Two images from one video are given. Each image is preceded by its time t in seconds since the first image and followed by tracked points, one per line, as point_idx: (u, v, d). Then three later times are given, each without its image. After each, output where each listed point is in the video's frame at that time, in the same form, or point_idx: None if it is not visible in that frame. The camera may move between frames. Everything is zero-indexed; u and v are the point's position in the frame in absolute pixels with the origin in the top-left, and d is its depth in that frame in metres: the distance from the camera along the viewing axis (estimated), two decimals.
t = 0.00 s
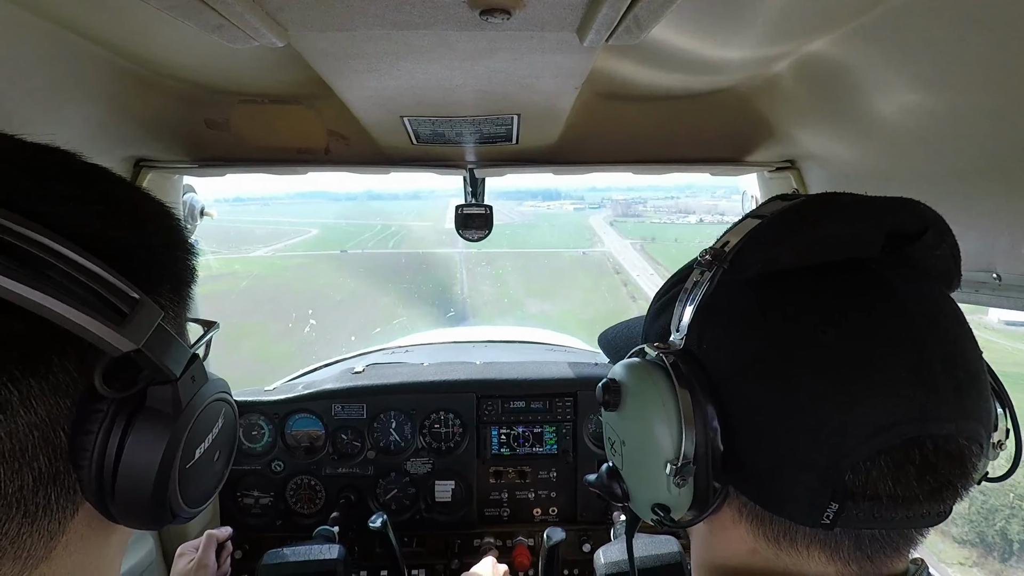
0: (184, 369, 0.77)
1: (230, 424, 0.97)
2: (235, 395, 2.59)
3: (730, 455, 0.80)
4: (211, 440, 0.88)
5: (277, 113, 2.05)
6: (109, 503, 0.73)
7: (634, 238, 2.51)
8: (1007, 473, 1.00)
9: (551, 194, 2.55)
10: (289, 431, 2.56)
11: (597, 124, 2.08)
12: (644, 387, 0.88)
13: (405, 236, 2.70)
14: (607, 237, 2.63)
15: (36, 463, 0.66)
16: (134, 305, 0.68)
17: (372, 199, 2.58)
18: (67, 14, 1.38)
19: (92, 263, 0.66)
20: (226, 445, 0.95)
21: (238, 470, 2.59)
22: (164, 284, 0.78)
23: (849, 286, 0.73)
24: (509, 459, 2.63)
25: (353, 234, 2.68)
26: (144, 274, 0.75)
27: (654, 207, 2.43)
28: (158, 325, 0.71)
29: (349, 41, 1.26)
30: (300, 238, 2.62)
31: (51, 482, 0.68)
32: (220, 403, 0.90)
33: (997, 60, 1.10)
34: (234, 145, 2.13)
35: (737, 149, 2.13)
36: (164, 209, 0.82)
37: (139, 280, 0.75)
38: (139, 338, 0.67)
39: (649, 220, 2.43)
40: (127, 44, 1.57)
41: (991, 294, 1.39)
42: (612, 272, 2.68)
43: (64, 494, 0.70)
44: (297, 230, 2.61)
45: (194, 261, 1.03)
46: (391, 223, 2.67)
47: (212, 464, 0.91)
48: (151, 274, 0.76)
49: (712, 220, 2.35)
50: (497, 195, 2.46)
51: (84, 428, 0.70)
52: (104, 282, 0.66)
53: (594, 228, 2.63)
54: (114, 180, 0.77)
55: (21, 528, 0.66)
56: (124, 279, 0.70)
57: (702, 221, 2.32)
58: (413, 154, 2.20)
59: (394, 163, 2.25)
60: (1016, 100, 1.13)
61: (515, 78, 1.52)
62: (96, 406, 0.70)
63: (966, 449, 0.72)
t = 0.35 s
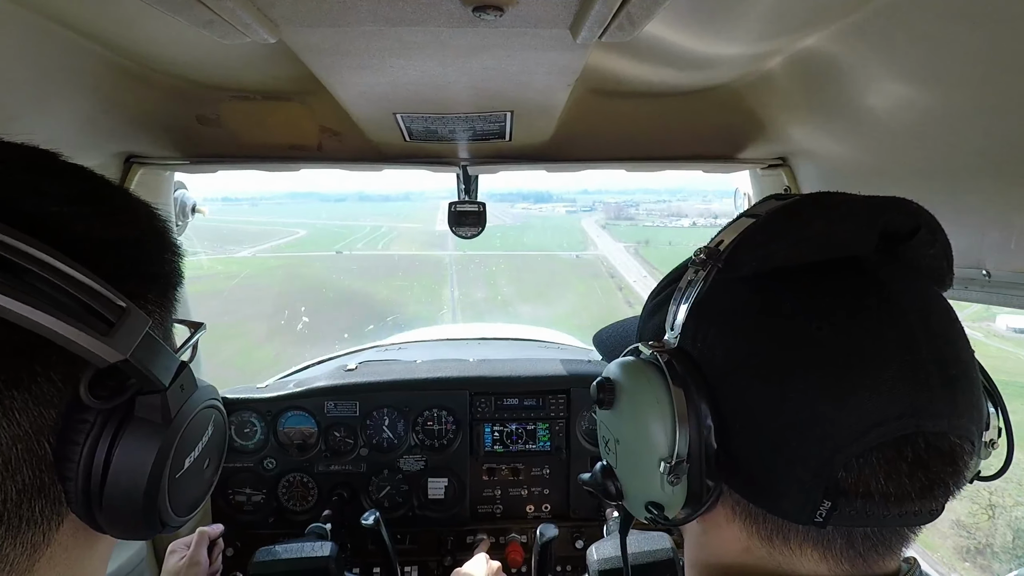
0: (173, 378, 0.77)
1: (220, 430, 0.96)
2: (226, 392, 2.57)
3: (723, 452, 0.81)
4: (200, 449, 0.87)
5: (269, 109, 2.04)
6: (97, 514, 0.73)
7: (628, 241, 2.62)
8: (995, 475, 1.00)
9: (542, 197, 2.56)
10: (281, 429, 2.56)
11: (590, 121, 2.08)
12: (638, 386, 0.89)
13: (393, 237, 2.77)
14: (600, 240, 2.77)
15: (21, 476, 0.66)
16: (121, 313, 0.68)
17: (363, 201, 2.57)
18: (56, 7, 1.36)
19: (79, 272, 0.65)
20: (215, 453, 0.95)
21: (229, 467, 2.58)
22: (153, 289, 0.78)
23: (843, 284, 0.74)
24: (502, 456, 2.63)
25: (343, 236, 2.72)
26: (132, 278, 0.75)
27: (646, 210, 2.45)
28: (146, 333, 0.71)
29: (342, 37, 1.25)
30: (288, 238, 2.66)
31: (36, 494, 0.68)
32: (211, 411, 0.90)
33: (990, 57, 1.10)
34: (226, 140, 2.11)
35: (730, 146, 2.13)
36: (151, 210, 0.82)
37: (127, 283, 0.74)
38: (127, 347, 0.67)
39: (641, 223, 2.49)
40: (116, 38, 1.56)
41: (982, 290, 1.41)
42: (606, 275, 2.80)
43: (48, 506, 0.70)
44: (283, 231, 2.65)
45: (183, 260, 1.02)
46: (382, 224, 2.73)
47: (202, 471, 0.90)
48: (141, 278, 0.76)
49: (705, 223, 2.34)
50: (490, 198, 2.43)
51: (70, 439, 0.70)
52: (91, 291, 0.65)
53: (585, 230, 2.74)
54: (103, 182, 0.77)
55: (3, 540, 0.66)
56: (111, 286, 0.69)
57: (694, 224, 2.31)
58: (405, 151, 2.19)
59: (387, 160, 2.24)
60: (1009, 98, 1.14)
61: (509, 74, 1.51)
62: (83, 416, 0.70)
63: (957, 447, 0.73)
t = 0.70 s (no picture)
0: (164, 386, 0.76)
1: (212, 436, 0.95)
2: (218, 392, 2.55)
3: (711, 452, 0.81)
4: (192, 455, 0.87)
5: (261, 108, 2.03)
6: (85, 524, 0.72)
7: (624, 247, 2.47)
8: (979, 470, 1.01)
9: (538, 204, 2.57)
10: (273, 429, 2.54)
11: (584, 120, 2.08)
12: (626, 388, 0.88)
13: (389, 241, 2.78)
14: (597, 246, 2.66)
15: (7, 485, 0.65)
16: (110, 320, 0.67)
17: (357, 207, 2.58)
18: (46, 5, 1.35)
19: (67, 277, 0.65)
20: (208, 457, 0.94)
21: (221, 468, 2.56)
22: (142, 293, 0.78)
23: (827, 285, 0.75)
24: (495, 457, 2.63)
25: (334, 240, 2.70)
26: (121, 281, 0.75)
27: (643, 216, 2.38)
28: (136, 338, 0.71)
29: (334, 36, 1.25)
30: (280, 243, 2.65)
31: (24, 504, 0.67)
32: (203, 417, 0.90)
33: (980, 58, 1.11)
34: (218, 139, 2.10)
35: (722, 146, 2.14)
36: (138, 213, 0.81)
37: (116, 287, 0.74)
38: (115, 357, 0.67)
39: (639, 229, 2.38)
40: (106, 36, 1.54)
41: (971, 291, 1.42)
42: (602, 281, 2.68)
43: (37, 516, 0.69)
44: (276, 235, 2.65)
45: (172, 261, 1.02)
46: (374, 228, 2.68)
47: (194, 478, 0.90)
48: (130, 282, 0.76)
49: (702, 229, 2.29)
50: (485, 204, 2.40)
51: (57, 448, 0.69)
52: (79, 298, 0.65)
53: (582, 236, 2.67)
54: (93, 184, 0.76)
55: None
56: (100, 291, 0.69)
57: (692, 229, 2.26)
58: (397, 150, 2.18)
59: (380, 160, 2.23)
60: (998, 99, 1.15)
61: (502, 74, 1.51)
62: (71, 424, 0.69)
63: (940, 446, 0.74)
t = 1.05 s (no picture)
0: (156, 387, 0.76)
1: (205, 438, 0.95)
2: (213, 395, 2.54)
3: (715, 462, 0.79)
4: (184, 456, 0.87)
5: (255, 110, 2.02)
6: (77, 526, 0.72)
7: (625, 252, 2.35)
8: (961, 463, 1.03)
9: (537, 206, 2.54)
10: (267, 431, 2.53)
11: (579, 121, 2.09)
12: (627, 399, 0.85)
13: (385, 244, 2.69)
14: (598, 251, 2.54)
15: None
16: (101, 321, 0.67)
17: (355, 210, 2.58)
18: (37, 6, 1.34)
19: (59, 278, 0.64)
20: (201, 459, 0.94)
21: (215, 471, 2.54)
22: (134, 294, 0.77)
23: (818, 287, 0.75)
24: (489, 458, 2.62)
25: (330, 243, 2.68)
26: (113, 283, 0.74)
27: (642, 220, 2.33)
28: (128, 340, 0.70)
29: (328, 38, 1.24)
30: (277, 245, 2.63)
31: (14, 506, 0.66)
32: (195, 417, 0.89)
33: (972, 59, 1.12)
34: (212, 139, 2.09)
35: (717, 148, 2.15)
36: (132, 213, 0.81)
37: (108, 289, 0.73)
38: (107, 356, 0.66)
39: (638, 233, 2.30)
40: (99, 37, 1.54)
41: (962, 293, 1.41)
42: (604, 288, 2.53)
43: (27, 518, 0.69)
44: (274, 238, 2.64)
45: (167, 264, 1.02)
46: (371, 231, 2.67)
47: (187, 479, 0.90)
48: (122, 284, 0.75)
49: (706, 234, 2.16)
50: (481, 207, 2.40)
51: (49, 450, 0.68)
52: (71, 299, 0.64)
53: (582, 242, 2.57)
54: (87, 185, 0.76)
55: None
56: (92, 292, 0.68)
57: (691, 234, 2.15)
58: (391, 152, 2.17)
59: (375, 162, 2.23)
60: (989, 101, 1.16)
61: (497, 76, 1.51)
62: (62, 425, 0.69)
63: (934, 437, 0.76)
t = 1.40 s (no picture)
0: (145, 388, 0.76)
1: (196, 438, 0.95)
2: (208, 397, 2.54)
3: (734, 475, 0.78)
4: (175, 458, 0.86)
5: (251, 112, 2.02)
6: (65, 528, 0.72)
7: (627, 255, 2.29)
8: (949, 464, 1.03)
9: (539, 209, 2.54)
10: (263, 435, 2.52)
11: (575, 123, 2.09)
12: (643, 422, 0.79)
13: (384, 247, 2.65)
14: (603, 255, 2.46)
15: None
16: (88, 322, 0.67)
17: (355, 213, 2.56)
18: (32, 8, 1.33)
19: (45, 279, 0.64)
20: (191, 462, 0.93)
21: (209, 474, 2.53)
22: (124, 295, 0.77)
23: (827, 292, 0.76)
24: (486, 461, 2.62)
25: (327, 244, 2.62)
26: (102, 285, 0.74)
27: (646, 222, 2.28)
28: (115, 341, 0.70)
29: (324, 41, 1.25)
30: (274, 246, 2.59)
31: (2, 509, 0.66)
32: (185, 419, 0.88)
33: (966, 62, 1.13)
34: (207, 142, 2.08)
35: (713, 151, 2.15)
36: (122, 214, 0.81)
37: (100, 289, 0.74)
38: (94, 357, 0.66)
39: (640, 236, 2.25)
40: (94, 39, 1.53)
41: (959, 295, 1.43)
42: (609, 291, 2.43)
43: (16, 521, 0.68)
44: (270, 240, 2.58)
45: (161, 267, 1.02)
46: (371, 233, 2.59)
47: (177, 482, 0.89)
48: (110, 284, 0.75)
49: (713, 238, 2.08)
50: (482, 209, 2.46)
51: (36, 452, 0.68)
52: (57, 300, 0.64)
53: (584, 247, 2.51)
54: (78, 186, 0.76)
55: None
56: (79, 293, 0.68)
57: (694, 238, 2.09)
58: (387, 154, 2.17)
59: (371, 164, 2.24)
60: (982, 104, 1.17)
61: (492, 79, 1.52)
62: (49, 428, 0.69)
63: (931, 431, 0.79)
